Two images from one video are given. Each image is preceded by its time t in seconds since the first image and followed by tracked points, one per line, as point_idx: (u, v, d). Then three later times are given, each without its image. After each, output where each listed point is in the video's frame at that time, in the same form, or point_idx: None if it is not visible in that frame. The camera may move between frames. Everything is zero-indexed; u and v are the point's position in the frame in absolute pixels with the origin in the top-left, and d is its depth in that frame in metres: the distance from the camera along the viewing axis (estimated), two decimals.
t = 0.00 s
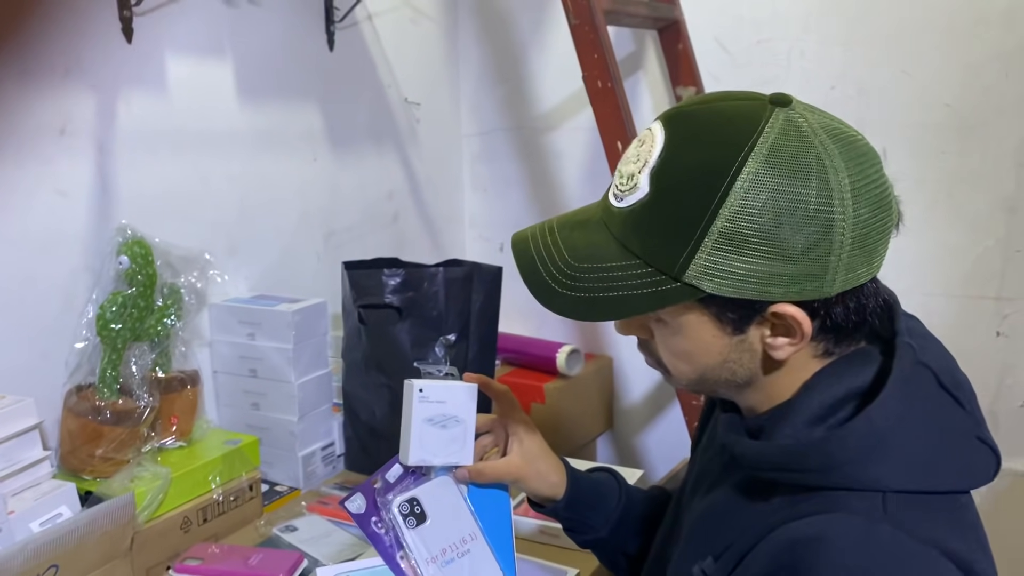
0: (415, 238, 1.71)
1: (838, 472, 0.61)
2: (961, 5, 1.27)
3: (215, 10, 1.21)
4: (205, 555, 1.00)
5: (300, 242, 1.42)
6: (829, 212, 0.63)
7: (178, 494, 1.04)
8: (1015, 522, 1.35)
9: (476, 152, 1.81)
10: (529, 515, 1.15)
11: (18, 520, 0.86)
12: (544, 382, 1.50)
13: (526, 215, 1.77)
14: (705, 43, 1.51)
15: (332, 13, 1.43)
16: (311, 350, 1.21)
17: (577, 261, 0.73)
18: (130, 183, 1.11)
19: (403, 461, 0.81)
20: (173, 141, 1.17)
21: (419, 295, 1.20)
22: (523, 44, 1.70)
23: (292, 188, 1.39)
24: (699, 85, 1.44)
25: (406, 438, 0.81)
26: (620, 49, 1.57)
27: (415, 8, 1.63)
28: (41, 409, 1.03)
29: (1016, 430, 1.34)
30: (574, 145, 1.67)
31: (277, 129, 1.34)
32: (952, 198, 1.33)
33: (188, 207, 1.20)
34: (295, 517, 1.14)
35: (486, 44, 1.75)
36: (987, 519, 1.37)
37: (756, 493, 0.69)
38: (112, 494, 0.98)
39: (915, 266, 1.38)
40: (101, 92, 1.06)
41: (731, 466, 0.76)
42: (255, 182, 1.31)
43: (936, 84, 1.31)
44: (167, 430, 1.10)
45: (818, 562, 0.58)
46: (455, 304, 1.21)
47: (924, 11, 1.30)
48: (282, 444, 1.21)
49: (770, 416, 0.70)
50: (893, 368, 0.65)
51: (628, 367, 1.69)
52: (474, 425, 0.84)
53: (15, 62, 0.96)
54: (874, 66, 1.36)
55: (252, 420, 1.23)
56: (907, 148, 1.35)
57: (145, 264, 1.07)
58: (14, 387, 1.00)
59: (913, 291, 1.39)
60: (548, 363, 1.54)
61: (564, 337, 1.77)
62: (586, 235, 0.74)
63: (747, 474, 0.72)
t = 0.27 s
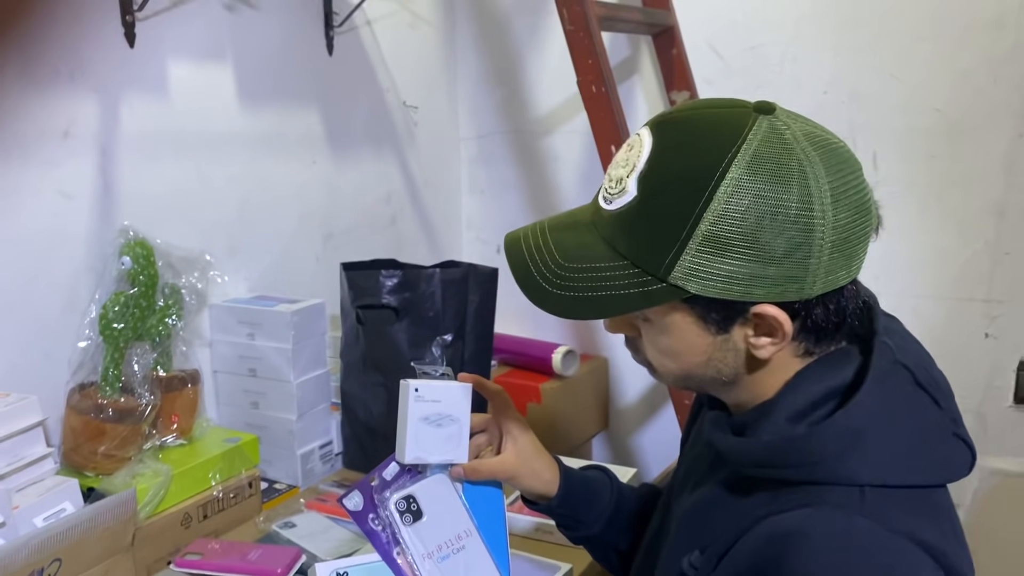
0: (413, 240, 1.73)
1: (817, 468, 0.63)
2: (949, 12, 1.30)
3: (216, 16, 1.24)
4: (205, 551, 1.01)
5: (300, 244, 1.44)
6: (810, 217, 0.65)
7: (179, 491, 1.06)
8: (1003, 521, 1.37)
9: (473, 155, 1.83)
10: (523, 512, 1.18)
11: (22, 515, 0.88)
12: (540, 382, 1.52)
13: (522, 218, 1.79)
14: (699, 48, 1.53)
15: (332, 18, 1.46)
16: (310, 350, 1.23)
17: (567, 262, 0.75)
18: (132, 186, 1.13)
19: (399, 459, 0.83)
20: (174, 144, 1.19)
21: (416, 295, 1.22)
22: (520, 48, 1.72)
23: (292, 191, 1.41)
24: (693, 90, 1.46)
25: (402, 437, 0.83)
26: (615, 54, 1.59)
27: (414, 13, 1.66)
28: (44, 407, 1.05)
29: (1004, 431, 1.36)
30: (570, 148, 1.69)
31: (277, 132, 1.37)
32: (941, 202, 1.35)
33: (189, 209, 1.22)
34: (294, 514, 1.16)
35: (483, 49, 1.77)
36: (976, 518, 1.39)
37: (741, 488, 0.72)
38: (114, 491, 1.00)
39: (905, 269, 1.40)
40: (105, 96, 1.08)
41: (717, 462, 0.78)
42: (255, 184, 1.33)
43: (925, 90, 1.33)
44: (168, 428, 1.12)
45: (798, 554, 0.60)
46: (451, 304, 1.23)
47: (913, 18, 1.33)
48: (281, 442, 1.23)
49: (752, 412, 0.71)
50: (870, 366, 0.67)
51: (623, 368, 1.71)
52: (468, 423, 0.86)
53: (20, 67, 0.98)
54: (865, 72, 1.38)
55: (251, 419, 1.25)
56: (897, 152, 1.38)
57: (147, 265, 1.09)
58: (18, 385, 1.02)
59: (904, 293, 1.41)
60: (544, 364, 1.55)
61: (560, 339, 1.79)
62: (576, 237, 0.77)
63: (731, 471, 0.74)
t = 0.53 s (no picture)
0: (412, 240, 1.75)
1: (800, 461, 0.65)
2: (941, 17, 1.31)
3: (217, 19, 1.25)
4: (205, 545, 1.03)
5: (300, 244, 1.45)
6: (795, 218, 0.66)
7: (180, 486, 1.08)
8: (994, 519, 1.39)
9: (472, 156, 1.85)
10: (518, 508, 1.20)
11: (26, 509, 0.90)
12: (537, 382, 1.54)
13: (520, 219, 1.81)
14: (695, 51, 1.55)
15: (332, 21, 1.47)
16: (309, 349, 1.25)
17: (560, 259, 0.77)
18: (134, 186, 1.15)
19: (398, 452, 0.85)
20: (175, 145, 1.20)
21: (414, 294, 1.23)
22: (517, 51, 1.74)
23: (292, 191, 1.43)
24: (688, 92, 1.48)
25: (400, 432, 0.85)
26: (612, 57, 1.61)
27: (412, 16, 1.67)
28: (48, 403, 1.07)
29: (995, 430, 1.38)
30: (567, 150, 1.71)
31: (277, 134, 1.38)
32: (933, 204, 1.37)
33: (190, 209, 1.24)
34: (293, 510, 1.18)
35: (482, 51, 1.79)
36: (967, 517, 1.41)
37: (728, 482, 0.73)
38: (116, 486, 1.01)
39: (897, 270, 1.42)
40: (108, 98, 1.10)
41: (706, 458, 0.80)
42: (256, 184, 1.35)
43: (917, 93, 1.35)
44: (169, 425, 1.14)
45: (781, 543, 0.62)
46: (449, 303, 1.24)
47: (905, 23, 1.34)
48: (280, 440, 1.25)
49: (740, 408, 0.73)
50: (853, 362, 0.69)
51: (619, 368, 1.73)
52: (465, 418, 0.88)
53: (25, 70, 1.00)
54: (857, 75, 1.40)
55: (251, 416, 1.27)
56: (889, 155, 1.39)
57: (149, 264, 1.11)
58: (22, 382, 1.03)
59: (895, 294, 1.43)
60: (541, 363, 1.57)
61: (557, 339, 1.80)
62: (569, 235, 0.78)
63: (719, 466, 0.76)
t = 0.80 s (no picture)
0: (413, 240, 1.76)
1: (790, 451, 0.67)
2: (937, 19, 1.33)
3: (221, 21, 1.27)
4: (208, 540, 1.05)
5: (301, 244, 1.47)
6: (784, 216, 0.68)
7: (182, 482, 1.09)
8: (989, 518, 1.41)
9: (472, 157, 1.87)
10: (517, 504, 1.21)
11: (33, 502, 0.91)
12: (536, 380, 1.55)
13: (520, 219, 1.82)
14: (693, 53, 1.56)
15: (334, 23, 1.49)
16: (311, 347, 1.26)
17: (557, 258, 0.78)
18: (139, 186, 1.16)
19: (398, 447, 0.86)
20: (179, 145, 1.22)
21: (414, 293, 1.25)
22: (518, 53, 1.75)
23: (294, 191, 1.44)
24: (687, 94, 1.49)
25: (401, 425, 0.86)
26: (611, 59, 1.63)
27: (414, 18, 1.69)
28: (54, 399, 1.08)
29: (990, 430, 1.39)
30: (567, 151, 1.72)
31: (279, 135, 1.40)
32: (929, 205, 1.38)
33: (193, 208, 1.25)
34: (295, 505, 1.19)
35: (482, 53, 1.80)
36: (962, 515, 1.42)
37: (719, 473, 0.75)
38: (120, 481, 1.03)
39: (893, 270, 1.43)
40: (113, 98, 1.11)
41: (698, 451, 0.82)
42: (258, 184, 1.36)
43: (913, 95, 1.37)
44: (172, 421, 1.15)
45: (770, 530, 0.63)
46: (449, 302, 1.26)
47: (902, 25, 1.36)
48: (282, 436, 1.26)
49: (733, 401, 0.74)
50: (841, 357, 0.71)
51: (618, 367, 1.74)
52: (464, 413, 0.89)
53: (32, 71, 1.01)
54: (854, 77, 1.41)
55: (253, 413, 1.28)
56: (885, 156, 1.41)
57: (154, 263, 1.12)
58: (27, 379, 1.05)
59: (892, 295, 1.44)
60: (540, 362, 1.58)
61: (556, 338, 1.82)
62: (566, 235, 0.80)
63: (711, 458, 0.77)
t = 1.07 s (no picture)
0: (416, 239, 1.78)
1: (784, 444, 0.69)
2: (937, 19, 1.34)
3: (226, 21, 1.28)
4: (213, 534, 1.06)
5: (305, 242, 1.48)
6: (776, 217, 0.69)
7: (188, 477, 1.10)
8: (988, 515, 1.41)
9: (475, 157, 1.88)
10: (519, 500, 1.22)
11: (41, 496, 0.93)
12: (538, 378, 1.56)
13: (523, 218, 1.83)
14: (695, 53, 1.57)
15: (338, 23, 1.50)
16: (315, 344, 1.28)
17: (552, 252, 0.80)
18: (145, 184, 1.18)
19: (414, 425, 0.89)
20: (184, 144, 1.23)
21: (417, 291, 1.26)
22: (520, 53, 1.76)
23: (298, 190, 1.45)
24: (689, 94, 1.50)
25: (417, 405, 0.89)
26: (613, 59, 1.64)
27: (417, 18, 1.70)
28: (61, 394, 1.09)
29: (990, 428, 1.40)
30: (569, 150, 1.73)
31: (284, 134, 1.41)
32: (928, 205, 1.39)
33: (198, 207, 1.26)
34: (299, 500, 1.21)
35: (485, 53, 1.81)
36: (961, 512, 1.43)
37: (716, 467, 0.77)
38: (127, 475, 1.04)
39: (893, 269, 1.44)
40: (119, 97, 1.13)
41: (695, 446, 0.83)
42: (263, 183, 1.38)
43: (913, 95, 1.38)
44: (178, 417, 1.16)
45: (765, 521, 0.64)
46: (451, 300, 1.27)
47: (902, 26, 1.37)
48: (287, 433, 1.27)
49: (727, 396, 0.76)
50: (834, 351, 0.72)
51: (619, 365, 1.75)
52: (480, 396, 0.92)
53: (40, 71, 1.03)
54: (855, 77, 1.42)
55: (257, 410, 1.29)
56: (885, 156, 1.41)
57: (160, 260, 1.14)
58: (35, 375, 1.06)
59: (892, 293, 1.45)
60: (542, 360, 1.59)
61: (558, 336, 1.83)
62: (562, 229, 0.81)
63: (708, 452, 0.79)
